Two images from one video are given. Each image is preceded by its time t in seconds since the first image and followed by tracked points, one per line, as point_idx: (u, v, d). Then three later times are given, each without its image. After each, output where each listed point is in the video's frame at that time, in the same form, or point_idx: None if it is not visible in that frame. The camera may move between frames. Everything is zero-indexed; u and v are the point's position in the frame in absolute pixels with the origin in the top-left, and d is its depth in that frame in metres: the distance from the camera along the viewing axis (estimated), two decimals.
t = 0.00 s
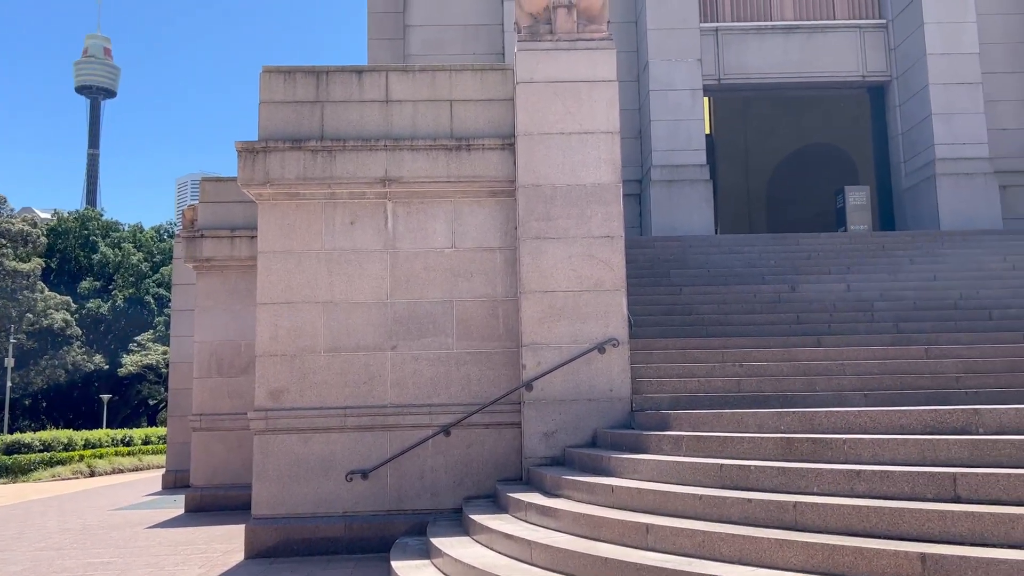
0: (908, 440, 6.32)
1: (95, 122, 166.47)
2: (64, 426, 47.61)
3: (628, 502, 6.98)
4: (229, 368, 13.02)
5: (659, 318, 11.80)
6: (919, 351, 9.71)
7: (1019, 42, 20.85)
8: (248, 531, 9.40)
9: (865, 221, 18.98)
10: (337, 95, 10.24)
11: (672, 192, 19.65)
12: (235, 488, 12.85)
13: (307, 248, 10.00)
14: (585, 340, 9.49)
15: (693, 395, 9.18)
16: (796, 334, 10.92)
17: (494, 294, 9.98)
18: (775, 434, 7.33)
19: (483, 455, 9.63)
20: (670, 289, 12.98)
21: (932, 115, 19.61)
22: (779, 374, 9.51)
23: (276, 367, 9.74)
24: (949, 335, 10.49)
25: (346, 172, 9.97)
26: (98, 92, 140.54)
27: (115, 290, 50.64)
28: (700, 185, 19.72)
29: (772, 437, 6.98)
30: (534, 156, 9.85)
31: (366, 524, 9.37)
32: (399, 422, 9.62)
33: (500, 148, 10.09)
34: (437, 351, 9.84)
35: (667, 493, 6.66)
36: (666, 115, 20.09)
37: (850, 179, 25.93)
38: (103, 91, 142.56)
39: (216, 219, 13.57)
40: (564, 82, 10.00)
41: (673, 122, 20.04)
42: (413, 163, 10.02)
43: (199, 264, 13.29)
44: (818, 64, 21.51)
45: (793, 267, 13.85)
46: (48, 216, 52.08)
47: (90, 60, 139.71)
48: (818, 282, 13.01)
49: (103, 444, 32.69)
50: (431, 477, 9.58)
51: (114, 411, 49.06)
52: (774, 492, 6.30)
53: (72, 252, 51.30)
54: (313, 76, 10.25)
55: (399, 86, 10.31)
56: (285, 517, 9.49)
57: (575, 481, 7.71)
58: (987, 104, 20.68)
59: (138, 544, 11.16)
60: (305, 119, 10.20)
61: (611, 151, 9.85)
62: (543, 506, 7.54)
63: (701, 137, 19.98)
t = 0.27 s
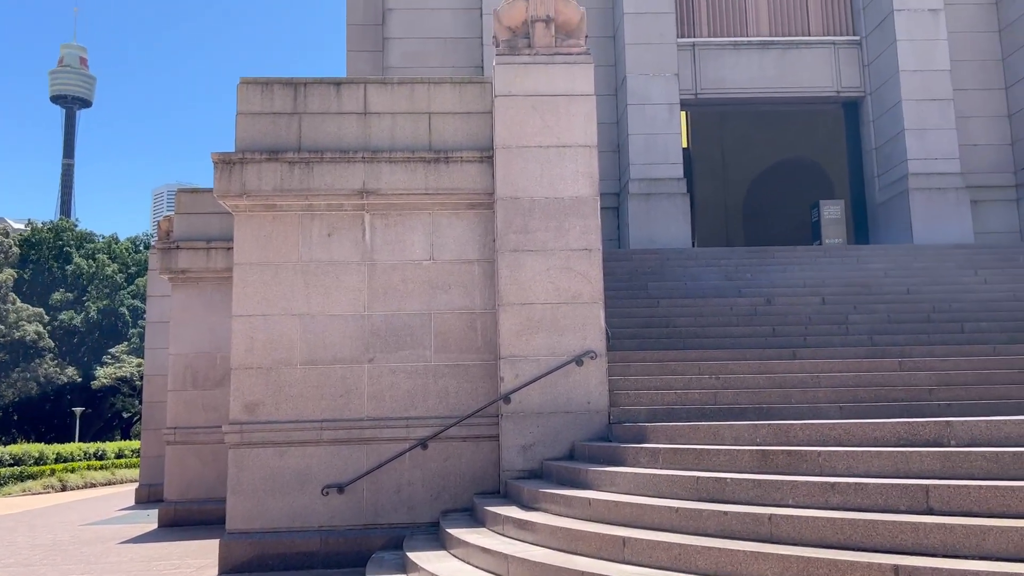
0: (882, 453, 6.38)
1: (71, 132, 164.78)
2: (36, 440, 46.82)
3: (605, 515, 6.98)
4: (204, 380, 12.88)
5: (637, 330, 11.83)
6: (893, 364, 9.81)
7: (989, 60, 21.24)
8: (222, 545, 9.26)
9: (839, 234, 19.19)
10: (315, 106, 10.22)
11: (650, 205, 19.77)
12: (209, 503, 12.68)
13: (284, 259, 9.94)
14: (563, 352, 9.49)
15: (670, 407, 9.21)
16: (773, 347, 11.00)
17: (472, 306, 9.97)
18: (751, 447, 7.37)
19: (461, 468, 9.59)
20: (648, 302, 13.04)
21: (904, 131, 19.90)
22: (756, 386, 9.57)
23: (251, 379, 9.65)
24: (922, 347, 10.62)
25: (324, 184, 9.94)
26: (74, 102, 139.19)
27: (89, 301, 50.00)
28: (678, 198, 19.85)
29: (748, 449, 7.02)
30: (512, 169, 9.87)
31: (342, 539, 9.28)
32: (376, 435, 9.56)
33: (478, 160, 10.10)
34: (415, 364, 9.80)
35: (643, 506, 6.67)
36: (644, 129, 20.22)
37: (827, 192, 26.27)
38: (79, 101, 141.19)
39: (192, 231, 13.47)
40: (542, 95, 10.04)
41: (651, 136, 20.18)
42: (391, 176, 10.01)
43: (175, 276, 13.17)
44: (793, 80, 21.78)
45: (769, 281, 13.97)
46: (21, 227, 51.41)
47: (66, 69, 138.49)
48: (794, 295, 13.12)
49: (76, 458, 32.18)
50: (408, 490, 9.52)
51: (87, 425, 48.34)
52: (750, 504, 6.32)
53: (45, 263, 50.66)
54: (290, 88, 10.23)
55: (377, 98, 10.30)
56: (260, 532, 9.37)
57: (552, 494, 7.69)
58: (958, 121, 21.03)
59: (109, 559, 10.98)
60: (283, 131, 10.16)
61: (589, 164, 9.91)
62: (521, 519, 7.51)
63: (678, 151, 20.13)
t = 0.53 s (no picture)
0: (858, 466, 6.44)
1: (48, 143, 163.23)
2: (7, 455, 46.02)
3: (583, 530, 6.96)
4: (180, 394, 12.74)
5: (616, 344, 11.86)
6: (869, 378, 9.90)
7: (962, 79, 21.62)
8: (197, 562, 9.14)
9: (817, 249, 19.37)
10: (295, 119, 10.19)
11: (629, 220, 19.86)
12: (184, 518, 12.51)
13: (262, 272, 9.88)
14: (542, 366, 9.49)
15: (649, 421, 9.22)
16: (751, 361, 11.07)
17: (452, 320, 9.95)
18: (729, 461, 7.40)
19: (440, 483, 9.54)
20: (628, 316, 13.07)
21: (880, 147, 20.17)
22: (734, 400, 9.62)
23: (228, 394, 9.57)
24: (898, 362, 10.72)
25: (303, 197, 9.90)
26: (51, 112, 137.95)
27: (64, 314, 49.40)
28: (657, 213, 19.96)
29: (726, 463, 7.04)
30: (491, 183, 9.89)
31: (319, 554, 9.19)
32: (354, 450, 9.50)
33: (458, 174, 10.12)
34: (394, 378, 9.76)
35: (621, 520, 6.66)
36: (623, 143, 20.35)
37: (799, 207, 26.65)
38: (56, 111, 139.94)
39: (169, 243, 13.36)
40: (521, 110, 10.09)
41: (630, 150, 20.31)
42: (370, 189, 10.00)
43: (152, 289, 13.04)
44: (771, 96, 22.04)
45: (747, 295, 14.06)
46: None
47: (43, 79, 137.35)
48: (772, 309, 13.21)
49: (48, 473, 31.67)
50: (387, 506, 9.46)
51: (61, 439, 47.60)
52: (728, 518, 6.34)
53: (20, 275, 50.03)
54: (269, 101, 10.20)
55: (357, 112, 10.30)
56: (235, 548, 9.26)
57: (531, 509, 7.67)
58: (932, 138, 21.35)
59: None
60: (261, 143, 10.12)
61: (569, 179, 9.95)
62: (499, 534, 7.48)
63: (657, 166, 20.26)
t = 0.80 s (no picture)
0: (836, 482, 6.48)
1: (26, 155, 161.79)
2: None
3: (563, 547, 6.95)
4: (158, 410, 12.61)
5: (597, 359, 11.88)
6: (848, 394, 9.97)
7: (938, 98, 21.96)
8: None
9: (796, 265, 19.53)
10: (276, 134, 10.17)
11: (611, 235, 19.96)
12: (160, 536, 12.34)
13: (241, 287, 9.83)
14: (523, 382, 9.48)
15: (630, 437, 9.23)
16: (731, 376, 11.12)
17: (433, 335, 9.93)
18: (709, 476, 7.43)
19: (420, 499, 9.49)
20: (609, 331, 13.11)
21: (857, 165, 20.42)
22: (715, 415, 9.66)
23: (206, 410, 9.49)
24: (876, 377, 10.81)
25: (284, 211, 9.88)
26: (30, 125, 136.89)
27: (41, 328, 48.84)
28: (638, 228, 20.06)
29: (706, 479, 7.07)
30: (473, 198, 9.91)
31: (297, 572, 9.10)
32: (333, 466, 9.43)
33: (440, 190, 10.13)
34: (374, 394, 9.71)
35: (601, 537, 6.66)
36: (604, 160, 20.47)
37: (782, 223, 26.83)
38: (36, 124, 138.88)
39: (148, 257, 13.25)
40: (504, 126, 10.13)
41: (611, 166, 20.43)
42: (351, 204, 9.99)
43: (129, 303, 12.92)
44: (750, 114, 22.28)
45: (727, 310, 14.15)
46: None
47: (23, 91, 136.44)
48: (751, 325, 13.30)
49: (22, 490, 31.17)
50: (366, 522, 9.39)
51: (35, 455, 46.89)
52: (707, 534, 6.35)
53: None
54: (250, 115, 10.18)
55: (339, 127, 10.30)
56: (212, 566, 9.15)
57: (511, 525, 7.65)
58: (909, 156, 21.65)
59: None
60: (242, 158, 10.09)
61: (550, 195, 9.99)
62: (479, 551, 7.45)
63: (638, 183, 20.39)
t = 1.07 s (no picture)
0: (817, 500, 6.51)
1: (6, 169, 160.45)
2: None
3: (544, 565, 6.92)
4: (136, 427, 12.46)
5: (580, 376, 11.87)
6: (829, 411, 10.03)
7: (916, 119, 22.28)
8: None
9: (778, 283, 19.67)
10: (258, 150, 10.15)
11: (594, 252, 20.02)
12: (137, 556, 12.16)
13: (223, 304, 9.78)
14: (506, 399, 9.47)
15: (612, 454, 9.23)
16: (713, 394, 11.15)
17: (416, 352, 9.89)
18: (691, 494, 7.44)
19: (401, 518, 9.44)
20: (592, 348, 13.12)
21: (838, 184, 20.63)
22: (697, 433, 9.69)
23: (186, 427, 9.41)
24: (857, 395, 10.88)
25: (266, 227, 9.85)
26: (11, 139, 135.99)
27: (18, 345, 48.32)
28: (621, 245, 20.14)
29: (687, 497, 7.08)
30: (456, 215, 9.92)
31: None
32: (314, 484, 9.36)
33: (423, 206, 10.14)
34: (356, 411, 9.65)
35: (583, 555, 6.63)
36: (587, 178, 20.57)
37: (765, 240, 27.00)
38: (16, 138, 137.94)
39: (128, 273, 13.15)
40: (487, 143, 10.17)
41: (594, 184, 20.54)
42: (334, 220, 9.97)
43: (109, 319, 12.78)
44: (731, 133, 22.48)
45: (709, 328, 14.21)
46: None
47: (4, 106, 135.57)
48: (733, 342, 13.36)
49: None
50: (347, 541, 9.30)
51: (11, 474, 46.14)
52: (688, 552, 6.36)
53: None
54: (233, 131, 10.16)
55: (322, 143, 10.30)
56: None
57: (492, 544, 7.61)
58: (888, 175, 21.91)
59: None
60: (224, 174, 10.06)
61: (532, 212, 10.03)
62: (460, 569, 7.41)
63: (621, 201, 20.50)
